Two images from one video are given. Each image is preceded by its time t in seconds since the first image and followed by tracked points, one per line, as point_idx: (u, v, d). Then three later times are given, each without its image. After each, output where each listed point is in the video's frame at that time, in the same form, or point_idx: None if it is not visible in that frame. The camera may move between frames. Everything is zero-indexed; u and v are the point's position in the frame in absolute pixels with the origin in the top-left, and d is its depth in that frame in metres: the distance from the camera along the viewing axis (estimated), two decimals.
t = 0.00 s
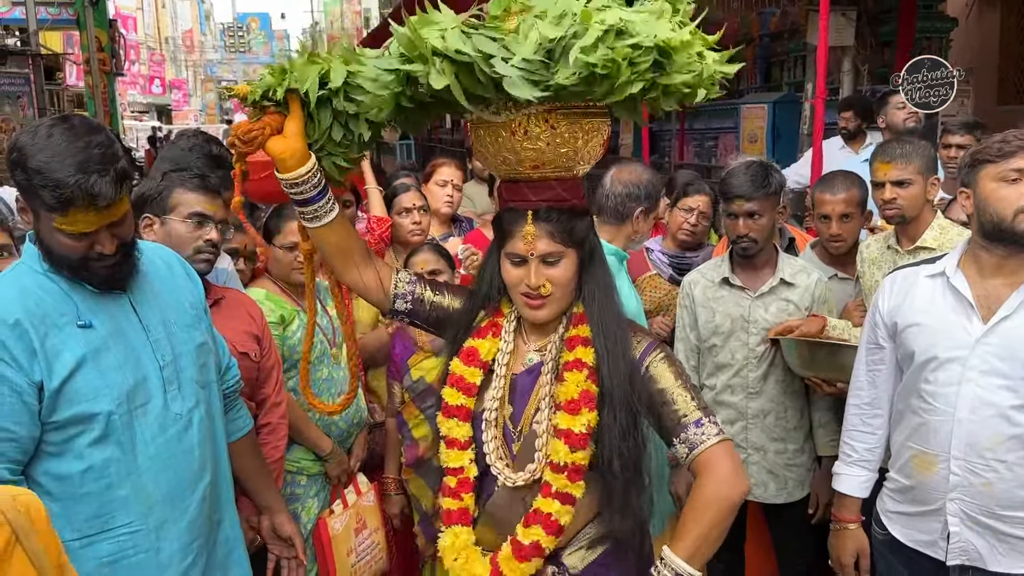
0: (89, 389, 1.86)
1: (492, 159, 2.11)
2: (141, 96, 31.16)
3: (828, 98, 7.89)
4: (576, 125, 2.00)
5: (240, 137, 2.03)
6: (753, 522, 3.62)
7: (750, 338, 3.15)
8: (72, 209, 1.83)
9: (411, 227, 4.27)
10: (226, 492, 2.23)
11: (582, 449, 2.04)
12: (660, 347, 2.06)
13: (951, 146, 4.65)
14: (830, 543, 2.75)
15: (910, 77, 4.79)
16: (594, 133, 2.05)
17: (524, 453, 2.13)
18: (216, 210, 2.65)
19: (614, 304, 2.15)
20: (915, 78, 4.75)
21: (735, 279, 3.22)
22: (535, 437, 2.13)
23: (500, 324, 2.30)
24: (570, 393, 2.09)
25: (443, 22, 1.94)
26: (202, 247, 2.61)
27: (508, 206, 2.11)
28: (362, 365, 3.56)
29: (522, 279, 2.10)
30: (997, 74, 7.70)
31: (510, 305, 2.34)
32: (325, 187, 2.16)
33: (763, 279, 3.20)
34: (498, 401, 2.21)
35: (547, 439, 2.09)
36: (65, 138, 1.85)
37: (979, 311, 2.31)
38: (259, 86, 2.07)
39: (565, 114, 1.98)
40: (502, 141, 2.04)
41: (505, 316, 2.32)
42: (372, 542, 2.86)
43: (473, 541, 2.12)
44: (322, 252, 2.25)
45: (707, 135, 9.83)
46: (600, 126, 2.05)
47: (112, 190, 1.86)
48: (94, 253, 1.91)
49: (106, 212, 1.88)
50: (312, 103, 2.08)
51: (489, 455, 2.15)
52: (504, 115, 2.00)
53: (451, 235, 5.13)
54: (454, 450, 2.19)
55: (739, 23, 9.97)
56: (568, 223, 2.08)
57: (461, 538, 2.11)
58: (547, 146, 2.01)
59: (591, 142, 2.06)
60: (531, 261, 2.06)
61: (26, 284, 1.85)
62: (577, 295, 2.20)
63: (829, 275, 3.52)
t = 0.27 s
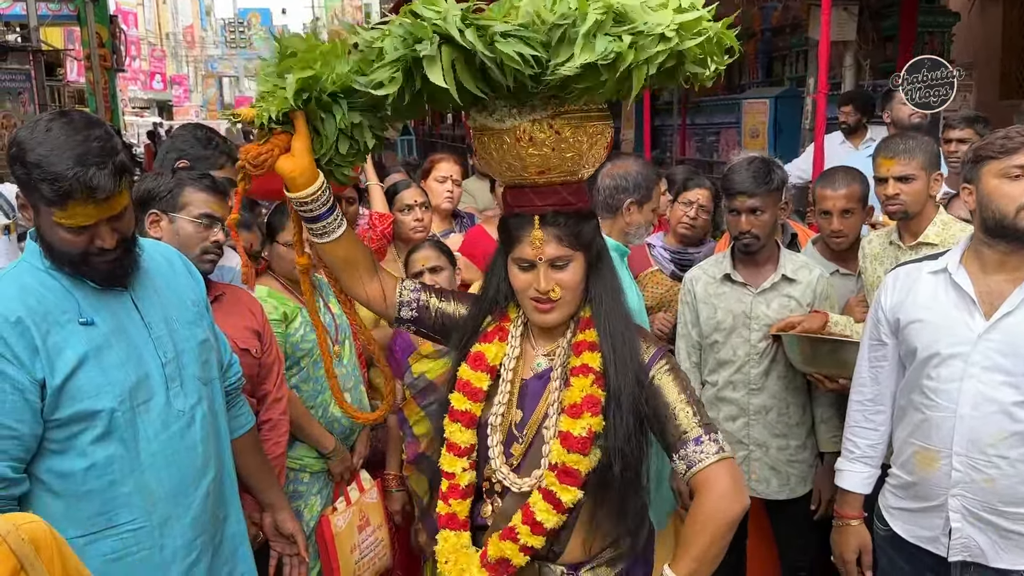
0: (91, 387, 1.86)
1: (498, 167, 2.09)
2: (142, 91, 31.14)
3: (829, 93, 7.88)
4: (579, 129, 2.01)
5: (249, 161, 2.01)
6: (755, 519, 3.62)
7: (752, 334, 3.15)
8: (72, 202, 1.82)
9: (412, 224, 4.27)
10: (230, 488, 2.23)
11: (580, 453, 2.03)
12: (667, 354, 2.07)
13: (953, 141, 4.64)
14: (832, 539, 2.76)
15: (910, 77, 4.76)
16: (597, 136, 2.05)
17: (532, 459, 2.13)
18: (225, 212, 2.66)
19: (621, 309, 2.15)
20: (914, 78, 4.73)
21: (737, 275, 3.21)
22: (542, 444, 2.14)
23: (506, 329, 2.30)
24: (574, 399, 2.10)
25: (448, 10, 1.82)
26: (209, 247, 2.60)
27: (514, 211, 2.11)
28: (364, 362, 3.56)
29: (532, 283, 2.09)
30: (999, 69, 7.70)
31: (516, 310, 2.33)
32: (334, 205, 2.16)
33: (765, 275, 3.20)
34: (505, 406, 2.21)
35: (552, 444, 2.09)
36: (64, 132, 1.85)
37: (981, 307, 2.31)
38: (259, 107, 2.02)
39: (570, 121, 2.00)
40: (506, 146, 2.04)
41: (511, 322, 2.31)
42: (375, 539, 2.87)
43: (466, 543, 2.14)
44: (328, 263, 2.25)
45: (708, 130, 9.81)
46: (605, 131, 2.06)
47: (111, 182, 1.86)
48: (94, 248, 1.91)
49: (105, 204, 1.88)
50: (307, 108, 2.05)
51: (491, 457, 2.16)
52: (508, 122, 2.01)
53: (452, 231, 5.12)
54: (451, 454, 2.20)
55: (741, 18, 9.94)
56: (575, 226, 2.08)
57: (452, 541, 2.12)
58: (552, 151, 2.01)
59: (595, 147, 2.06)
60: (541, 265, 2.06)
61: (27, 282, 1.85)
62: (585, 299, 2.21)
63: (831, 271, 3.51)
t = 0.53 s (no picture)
0: (89, 385, 1.85)
1: (492, 151, 2.07)
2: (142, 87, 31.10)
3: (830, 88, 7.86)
4: (578, 116, 2.00)
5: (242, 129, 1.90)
6: (755, 515, 3.62)
7: (752, 331, 3.14)
8: (68, 199, 1.81)
9: (412, 222, 4.26)
10: (229, 486, 2.23)
11: (574, 445, 2.03)
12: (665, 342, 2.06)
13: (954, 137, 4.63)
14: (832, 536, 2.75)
15: (909, 77, 4.74)
16: (595, 121, 2.04)
17: (520, 449, 2.15)
18: (224, 212, 2.66)
19: (617, 298, 2.14)
20: (914, 78, 4.71)
21: (738, 271, 3.21)
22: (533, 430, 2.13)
23: (504, 316, 2.30)
24: (567, 390, 2.09)
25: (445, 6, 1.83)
26: (208, 247, 2.59)
27: (511, 199, 2.10)
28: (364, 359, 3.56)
29: (529, 271, 2.08)
30: (1000, 64, 7.77)
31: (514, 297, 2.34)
32: (328, 172, 2.07)
33: (765, 272, 3.20)
34: (499, 393, 2.21)
35: (544, 434, 2.08)
36: (60, 129, 1.84)
37: (983, 304, 2.30)
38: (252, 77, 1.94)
39: (568, 107, 1.98)
40: (503, 132, 2.02)
41: (509, 309, 2.32)
42: (377, 536, 2.87)
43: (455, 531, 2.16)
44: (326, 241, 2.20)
45: (709, 126, 9.79)
46: (603, 117, 2.04)
47: (108, 179, 1.85)
48: (92, 245, 1.90)
49: (103, 201, 1.87)
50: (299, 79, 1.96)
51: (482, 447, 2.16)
52: (506, 107, 1.98)
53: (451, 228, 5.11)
54: (441, 439, 2.21)
55: (741, 13, 9.92)
56: (573, 213, 2.08)
57: (439, 530, 2.15)
58: (550, 136, 2.00)
59: (592, 132, 2.05)
60: (538, 253, 2.05)
61: (24, 280, 1.84)
62: (582, 289, 2.20)
63: (831, 266, 3.50)
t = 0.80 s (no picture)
0: (84, 383, 1.86)
1: (482, 150, 2.08)
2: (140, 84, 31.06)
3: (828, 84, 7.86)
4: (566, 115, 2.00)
5: (228, 127, 1.94)
6: (751, 512, 3.63)
7: (748, 327, 3.15)
8: (62, 198, 1.82)
9: (409, 219, 4.27)
10: (224, 484, 2.23)
11: (585, 443, 2.04)
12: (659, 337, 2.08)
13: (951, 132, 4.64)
14: (828, 532, 2.76)
15: (910, 77, 4.76)
16: (582, 120, 2.04)
17: (523, 445, 2.11)
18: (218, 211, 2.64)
19: (610, 295, 2.16)
20: (915, 78, 4.72)
21: (733, 268, 3.21)
22: (533, 428, 2.11)
23: (498, 312, 2.30)
24: (567, 387, 2.10)
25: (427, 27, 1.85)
26: (202, 247, 2.59)
27: (500, 197, 2.10)
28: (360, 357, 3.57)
29: (520, 269, 2.08)
30: (998, 60, 7.79)
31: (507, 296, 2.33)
32: (316, 174, 2.09)
33: (761, 269, 3.19)
34: (497, 392, 2.21)
35: (547, 432, 2.07)
36: (52, 128, 1.84)
37: (977, 301, 2.31)
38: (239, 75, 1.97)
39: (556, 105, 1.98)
40: (493, 132, 2.02)
41: (503, 306, 2.32)
42: (373, 533, 2.87)
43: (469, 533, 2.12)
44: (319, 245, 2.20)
45: (707, 122, 9.79)
46: (592, 114, 2.04)
47: (102, 177, 1.85)
48: (86, 244, 1.90)
49: (97, 199, 1.87)
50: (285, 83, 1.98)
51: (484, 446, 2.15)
52: (494, 106, 1.98)
53: (448, 225, 5.11)
54: (450, 440, 2.19)
55: (739, 9, 9.91)
56: (563, 211, 2.08)
57: (455, 530, 2.11)
58: (538, 135, 2.00)
59: (581, 131, 2.05)
60: (528, 251, 2.06)
61: (19, 279, 1.85)
62: (573, 285, 2.20)
63: (827, 262, 3.51)
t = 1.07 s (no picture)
0: (77, 380, 1.86)
1: (472, 155, 2.09)
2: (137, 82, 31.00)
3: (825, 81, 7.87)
4: (554, 121, 2.00)
5: (251, 143, 1.97)
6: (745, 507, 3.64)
7: (742, 324, 3.16)
8: (54, 193, 1.82)
9: (404, 217, 4.27)
10: (217, 481, 2.23)
11: (574, 446, 2.03)
12: (651, 340, 2.09)
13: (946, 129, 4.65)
14: (821, 528, 2.77)
15: (910, 77, 4.80)
16: (572, 126, 2.04)
17: (521, 455, 2.12)
18: (205, 204, 2.64)
19: (601, 298, 2.16)
20: (916, 77, 4.73)
21: (727, 264, 3.22)
22: (532, 439, 2.13)
23: (490, 322, 2.31)
24: (560, 391, 2.09)
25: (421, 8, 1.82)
26: (190, 241, 2.60)
27: (489, 203, 2.11)
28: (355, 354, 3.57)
29: (508, 275, 2.09)
30: (995, 55, 7.80)
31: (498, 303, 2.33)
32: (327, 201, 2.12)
33: (755, 265, 3.20)
34: (495, 402, 2.22)
35: (542, 439, 2.09)
36: (43, 123, 1.84)
37: (968, 297, 2.31)
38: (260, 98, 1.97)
39: (544, 111, 1.98)
40: (481, 136, 2.02)
41: (494, 314, 2.32)
42: (367, 530, 2.88)
43: (468, 545, 2.13)
44: (308, 263, 2.20)
45: (704, 118, 9.79)
46: (581, 120, 2.06)
47: (93, 172, 1.86)
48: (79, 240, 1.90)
49: (89, 194, 1.87)
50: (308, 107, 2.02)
51: (483, 457, 2.17)
52: (483, 112, 1.99)
53: (443, 222, 5.12)
54: (447, 455, 2.20)
55: (736, 5, 9.92)
56: (551, 218, 2.08)
57: (454, 545, 2.13)
58: (527, 141, 2.00)
59: (570, 138, 2.05)
60: (516, 257, 2.06)
61: (11, 276, 1.85)
62: (563, 290, 2.21)
63: (821, 259, 3.52)
